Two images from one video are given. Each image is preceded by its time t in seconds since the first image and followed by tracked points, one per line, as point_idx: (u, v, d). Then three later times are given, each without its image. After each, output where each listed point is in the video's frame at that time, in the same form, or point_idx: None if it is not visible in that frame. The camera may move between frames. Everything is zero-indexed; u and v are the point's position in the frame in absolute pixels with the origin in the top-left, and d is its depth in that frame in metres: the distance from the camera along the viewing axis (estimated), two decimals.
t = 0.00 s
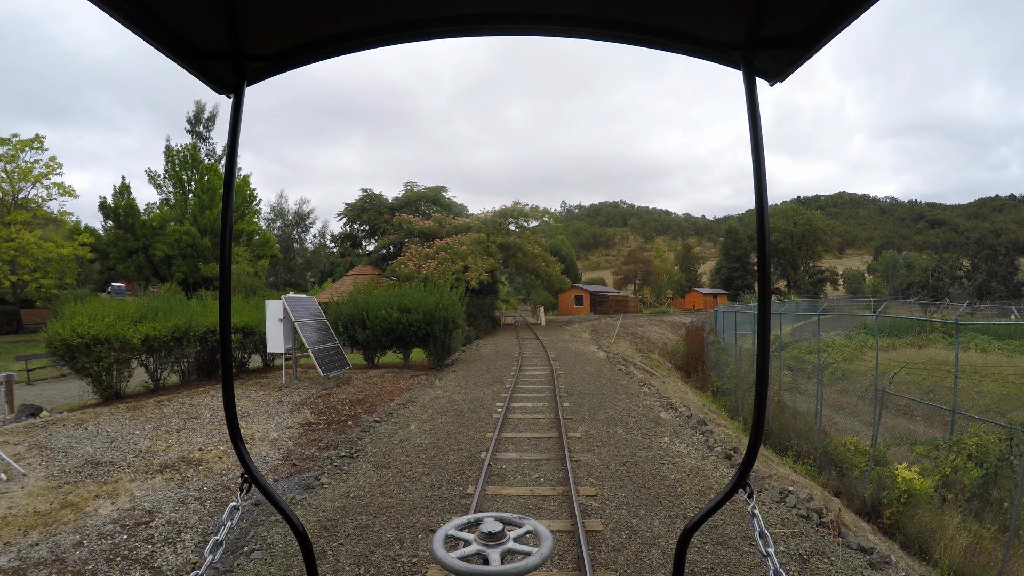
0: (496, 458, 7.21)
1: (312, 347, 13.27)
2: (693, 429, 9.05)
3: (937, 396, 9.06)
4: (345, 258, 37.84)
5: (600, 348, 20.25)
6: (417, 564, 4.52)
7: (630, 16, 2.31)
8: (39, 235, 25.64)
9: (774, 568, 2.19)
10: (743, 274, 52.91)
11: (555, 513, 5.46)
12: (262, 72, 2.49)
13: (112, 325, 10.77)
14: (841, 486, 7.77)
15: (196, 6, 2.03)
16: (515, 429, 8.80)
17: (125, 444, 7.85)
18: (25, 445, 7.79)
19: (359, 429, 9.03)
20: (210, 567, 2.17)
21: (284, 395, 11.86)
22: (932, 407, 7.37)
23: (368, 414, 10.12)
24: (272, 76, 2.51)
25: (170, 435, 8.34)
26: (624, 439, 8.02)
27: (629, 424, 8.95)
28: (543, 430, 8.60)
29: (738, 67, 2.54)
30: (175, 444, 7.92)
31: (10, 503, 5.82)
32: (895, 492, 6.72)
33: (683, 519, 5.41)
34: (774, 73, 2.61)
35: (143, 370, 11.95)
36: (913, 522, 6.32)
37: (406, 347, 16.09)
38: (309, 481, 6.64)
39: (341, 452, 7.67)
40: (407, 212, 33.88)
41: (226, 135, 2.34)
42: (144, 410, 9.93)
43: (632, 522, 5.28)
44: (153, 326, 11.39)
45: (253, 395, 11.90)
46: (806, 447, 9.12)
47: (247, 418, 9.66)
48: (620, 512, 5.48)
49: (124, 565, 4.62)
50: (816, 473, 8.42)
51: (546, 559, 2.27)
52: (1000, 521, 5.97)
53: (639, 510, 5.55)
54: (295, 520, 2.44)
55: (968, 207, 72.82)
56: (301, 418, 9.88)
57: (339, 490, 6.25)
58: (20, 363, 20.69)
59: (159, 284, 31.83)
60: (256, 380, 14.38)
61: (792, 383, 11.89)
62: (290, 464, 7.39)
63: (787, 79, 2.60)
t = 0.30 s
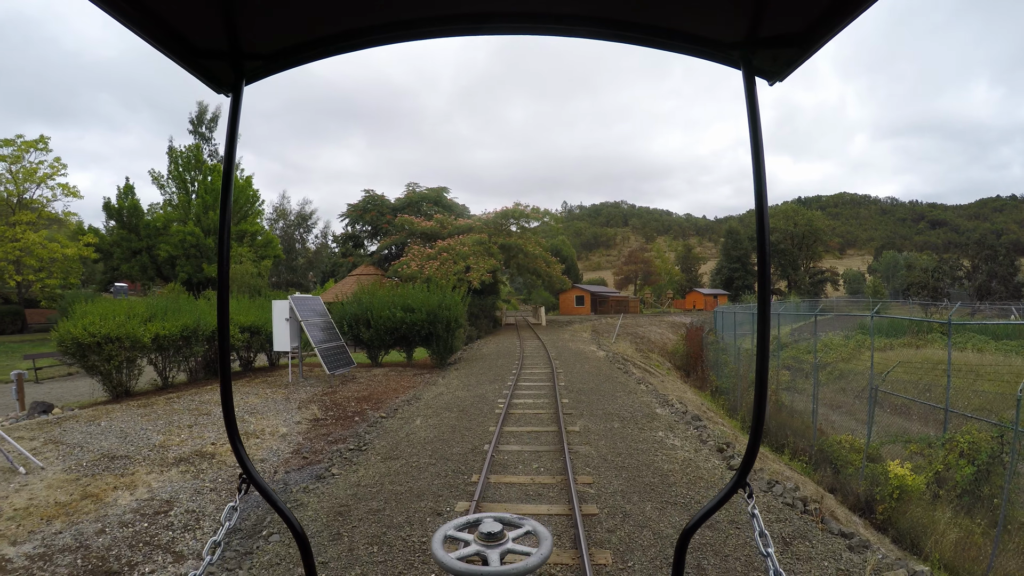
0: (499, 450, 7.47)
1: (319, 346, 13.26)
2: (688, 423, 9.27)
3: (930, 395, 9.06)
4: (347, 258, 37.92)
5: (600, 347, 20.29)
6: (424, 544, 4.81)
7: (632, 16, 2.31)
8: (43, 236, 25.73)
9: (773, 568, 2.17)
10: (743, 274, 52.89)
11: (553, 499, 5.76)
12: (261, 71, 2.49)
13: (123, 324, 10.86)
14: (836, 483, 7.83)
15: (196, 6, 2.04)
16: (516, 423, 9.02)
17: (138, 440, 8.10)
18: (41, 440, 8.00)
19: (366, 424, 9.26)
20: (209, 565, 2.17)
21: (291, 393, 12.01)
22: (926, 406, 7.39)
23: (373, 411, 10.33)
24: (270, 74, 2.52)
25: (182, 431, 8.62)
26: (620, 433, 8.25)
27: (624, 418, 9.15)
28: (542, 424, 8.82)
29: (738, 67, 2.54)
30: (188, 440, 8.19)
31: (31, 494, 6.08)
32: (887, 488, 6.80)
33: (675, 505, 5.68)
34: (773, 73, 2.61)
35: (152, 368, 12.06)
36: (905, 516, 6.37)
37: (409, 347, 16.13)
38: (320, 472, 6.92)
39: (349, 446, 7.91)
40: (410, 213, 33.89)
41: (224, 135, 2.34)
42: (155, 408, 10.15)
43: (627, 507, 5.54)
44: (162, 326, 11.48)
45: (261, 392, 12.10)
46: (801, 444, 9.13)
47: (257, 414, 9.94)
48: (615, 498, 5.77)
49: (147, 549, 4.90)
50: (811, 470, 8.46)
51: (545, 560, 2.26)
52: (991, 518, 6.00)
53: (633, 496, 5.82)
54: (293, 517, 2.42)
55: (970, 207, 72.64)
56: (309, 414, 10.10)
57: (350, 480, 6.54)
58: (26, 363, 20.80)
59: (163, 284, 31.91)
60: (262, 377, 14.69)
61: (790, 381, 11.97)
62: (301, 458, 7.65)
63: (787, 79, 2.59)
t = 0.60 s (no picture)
0: (500, 442, 7.63)
1: (326, 346, 13.21)
2: (683, 418, 9.39)
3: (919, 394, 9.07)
4: (350, 258, 37.95)
5: (600, 347, 20.30)
6: (433, 526, 5.02)
7: (633, 15, 2.31)
8: (48, 236, 25.74)
9: (774, 569, 2.14)
10: (744, 275, 52.85)
11: (552, 485, 5.98)
12: (260, 69, 2.50)
13: (133, 323, 10.98)
14: (831, 479, 7.83)
15: (195, 4, 2.05)
16: (517, 418, 9.15)
17: (151, 435, 8.32)
18: (55, 435, 8.19)
19: (372, 420, 9.37)
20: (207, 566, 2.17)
21: (298, 391, 12.13)
22: (917, 403, 7.43)
23: (379, 407, 10.45)
24: (270, 72, 2.52)
25: (193, 426, 8.81)
26: (618, 426, 8.38)
27: (621, 413, 9.24)
28: (542, 417, 8.96)
29: (738, 67, 2.53)
30: (199, 435, 8.40)
31: (52, 486, 6.24)
32: (880, 484, 6.76)
33: (667, 489, 5.89)
34: (773, 72, 2.60)
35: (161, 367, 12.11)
36: (898, 513, 6.35)
37: (412, 346, 16.14)
38: (331, 464, 7.02)
39: (357, 439, 8.05)
40: (412, 213, 33.89)
41: (222, 132, 2.34)
42: (164, 405, 10.30)
43: (621, 493, 5.75)
44: (172, 325, 11.60)
45: (267, 390, 12.23)
46: (797, 442, 9.15)
47: (265, 411, 10.08)
48: (611, 485, 5.96)
49: (168, 535, 5.07)
50: (807, 467, 8.48)
51: (544, 561, 2.25)
52: (983, 515, 6.01)
53: (628, 483, 6.02)
54: (292, 519, 2.44)
55: (971, 207, 72.52)
56: (316, 411, 10.24)
57: (360, 470, 6.66)
58: (30, 363, 20.84)
59: (166, 284, 31.93)
60: (269, 375, 14.77)
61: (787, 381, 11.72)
62: (310, 450, 7.82)
63: (787, 78, 2.58)
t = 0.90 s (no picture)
0: (501, 435, 7.88)
1: (330, 344, 13.24)
2: (677, 414, 9.60)
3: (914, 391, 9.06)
4: (352, 258, 38.03)
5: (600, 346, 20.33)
6: (437, 511, 5.35)
7: (633, 17, 2.32)
8: (52, 237, 25.83)
9: (768, 569, 2.11)
10: (744, 275, 52.81)
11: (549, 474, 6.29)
12: (255, 69, 2.50)
13: (142, 322, 11.15)
14: (825, 476, 7.86)
15: (189, 4, 2.04)
16: (517, 413, 9.33)
17: (163, 431, 8.59)
18: (70, 432, 8.47)
19: (377, 415, 9.58)
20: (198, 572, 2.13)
21: (304, 388, 12.23)
22: (910, 401, 7.46)
23: (383, 403, 10.63)
24: (265, 73, 2.53)
25: (204, 423, 9.10)
26: (614, 420, 8.64)
27: (617, 408, 9.46)
28: (541, 412, 9.19)
29: (734, 67, 2.53)
30: (210, 431, 8.70)
31: (70, 479, 6.57)
32: (872, 480, 6.78)
33: (659, 479, 6.20)
34: (769, 72, 2.60)
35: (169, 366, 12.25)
36: (890, 508, 6.38)
37: (415, 345, 16.17)
38: (339, 456, 7.31)
39: (363, 433, 8.30)
40: (413, 214, 33.91)
41: (217, 132, 2.34)
42: (175, 402, 10.52)
43: (615, 482, 6.05)
44: (180, 324, 11.79)
45: (274, 387, 12.36)
46: (793, 439, 9.20)
47: (271, 408, 10.27)
48: (605, 474, 6.26)
49: (186, 523, 5.37)
50: (802, 463, 8.53)
51: (539, 562, 2.24)
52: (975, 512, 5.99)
53: (621, 472, 6.33)
54: (287, 522, 2.42)
55: (972, 207, 72.31)
56: (323, 407, 10.43)
57: (368, 461, 6.95)
58: (34, 363, 20.94)
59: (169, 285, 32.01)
60: (274, 373, 14.80)
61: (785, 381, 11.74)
62: (318, 445, 8.08)
63: (784, 78, 2.58)
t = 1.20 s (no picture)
0: (503, 429, 8.31)
1: (334, 342, 13.30)
2: (672, 411, 9.95)
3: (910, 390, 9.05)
4: (354, 258, 38.09)
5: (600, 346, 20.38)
6: (444, 496, 5.76)
7: (633, 17, 2.32)
8: (57, 237, 25.88)
9: (769, 569, 2.09)
10: (744, 275, 52.80)
11: (549, 464, 6.73)
12: (254, 69, 2.51)
13: (153, 322, 11.33)
14: (820, 473, 7.95)
15: (188, 4, 2.05)
16: (518, 410, 9.68)
17: (176, 426, 8.73)
18: (85, 427, 8.60)
19: (384, 411, 9.88)
20: (200, 570, 2.08)
21: (311, 386, 12.27)
22: (904, 399, 7.49)
23: (389, 400, 10.78)
24: (264, 73, 2.54)
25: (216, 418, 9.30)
26: (610, 416, 9.01)
27: (614, 405, 9.80)
28: (540, 408, 9.59)
29: (734, 68, 2.52)
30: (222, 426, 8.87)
31: (88, 472, 6.72)
32: (866, 477, 6.88)
33: (651, 468, 6.63)
34: (769, 72, 2.60)
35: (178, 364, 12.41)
36: (883, 503, 6.47)
37: (418, 344, 16.19)
38: (348, 450, 7.66)
39: (371, 428, 8.66)
40: (415, 215, 33.97)
41: (216, 133, 2.35)
42: (185, 400, 10.62)
43: (610, 471, 6.46)
44: (190, 324, 11.97)
45: (282, 385, 12.46)
46: (791, 438, 9.28)
47: (280, 404, 10.42)
48: (602, 465, 6.66)
49: (204, 512, 5.61)
50: (798, 461, 8.66)
51: (540, 562, 2.23)
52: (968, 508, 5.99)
53: (615, 462, 6.75)
54: (289, 522, 2.44)
55: (972, 207, 72.23)
56: (330, 404, 10.58)
57: (376, 453, 7.33)
58: (40, 361, 21.01)
59: (173, 285, 32.05)
60: (281, 371, 14.84)
61: (784, 379, 11.71)
62: (327, 439, 8.37)
63: (784, 79, 2.58)
